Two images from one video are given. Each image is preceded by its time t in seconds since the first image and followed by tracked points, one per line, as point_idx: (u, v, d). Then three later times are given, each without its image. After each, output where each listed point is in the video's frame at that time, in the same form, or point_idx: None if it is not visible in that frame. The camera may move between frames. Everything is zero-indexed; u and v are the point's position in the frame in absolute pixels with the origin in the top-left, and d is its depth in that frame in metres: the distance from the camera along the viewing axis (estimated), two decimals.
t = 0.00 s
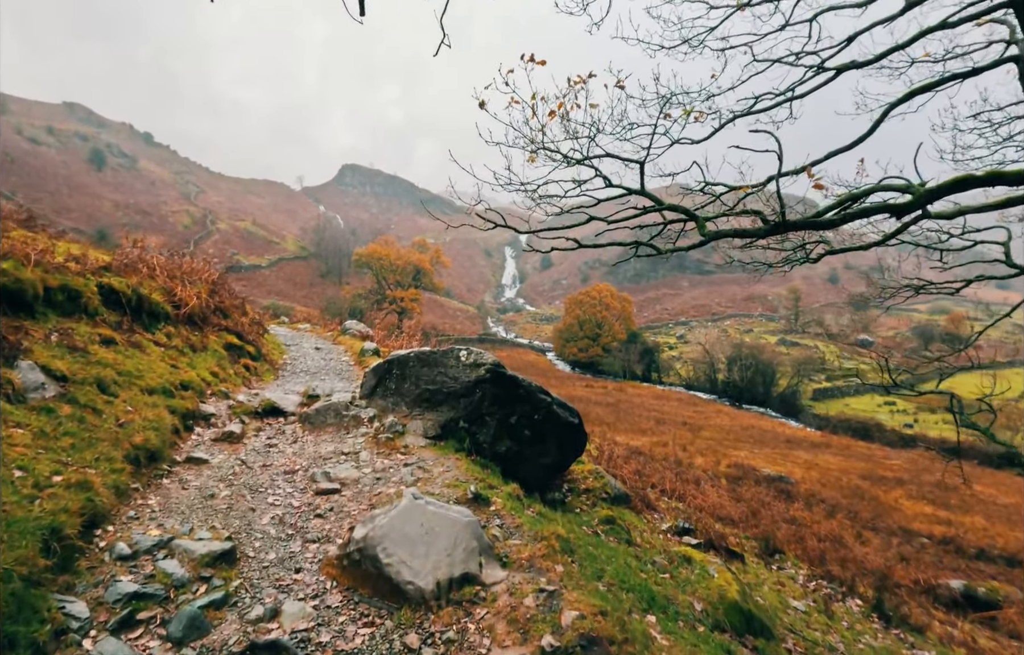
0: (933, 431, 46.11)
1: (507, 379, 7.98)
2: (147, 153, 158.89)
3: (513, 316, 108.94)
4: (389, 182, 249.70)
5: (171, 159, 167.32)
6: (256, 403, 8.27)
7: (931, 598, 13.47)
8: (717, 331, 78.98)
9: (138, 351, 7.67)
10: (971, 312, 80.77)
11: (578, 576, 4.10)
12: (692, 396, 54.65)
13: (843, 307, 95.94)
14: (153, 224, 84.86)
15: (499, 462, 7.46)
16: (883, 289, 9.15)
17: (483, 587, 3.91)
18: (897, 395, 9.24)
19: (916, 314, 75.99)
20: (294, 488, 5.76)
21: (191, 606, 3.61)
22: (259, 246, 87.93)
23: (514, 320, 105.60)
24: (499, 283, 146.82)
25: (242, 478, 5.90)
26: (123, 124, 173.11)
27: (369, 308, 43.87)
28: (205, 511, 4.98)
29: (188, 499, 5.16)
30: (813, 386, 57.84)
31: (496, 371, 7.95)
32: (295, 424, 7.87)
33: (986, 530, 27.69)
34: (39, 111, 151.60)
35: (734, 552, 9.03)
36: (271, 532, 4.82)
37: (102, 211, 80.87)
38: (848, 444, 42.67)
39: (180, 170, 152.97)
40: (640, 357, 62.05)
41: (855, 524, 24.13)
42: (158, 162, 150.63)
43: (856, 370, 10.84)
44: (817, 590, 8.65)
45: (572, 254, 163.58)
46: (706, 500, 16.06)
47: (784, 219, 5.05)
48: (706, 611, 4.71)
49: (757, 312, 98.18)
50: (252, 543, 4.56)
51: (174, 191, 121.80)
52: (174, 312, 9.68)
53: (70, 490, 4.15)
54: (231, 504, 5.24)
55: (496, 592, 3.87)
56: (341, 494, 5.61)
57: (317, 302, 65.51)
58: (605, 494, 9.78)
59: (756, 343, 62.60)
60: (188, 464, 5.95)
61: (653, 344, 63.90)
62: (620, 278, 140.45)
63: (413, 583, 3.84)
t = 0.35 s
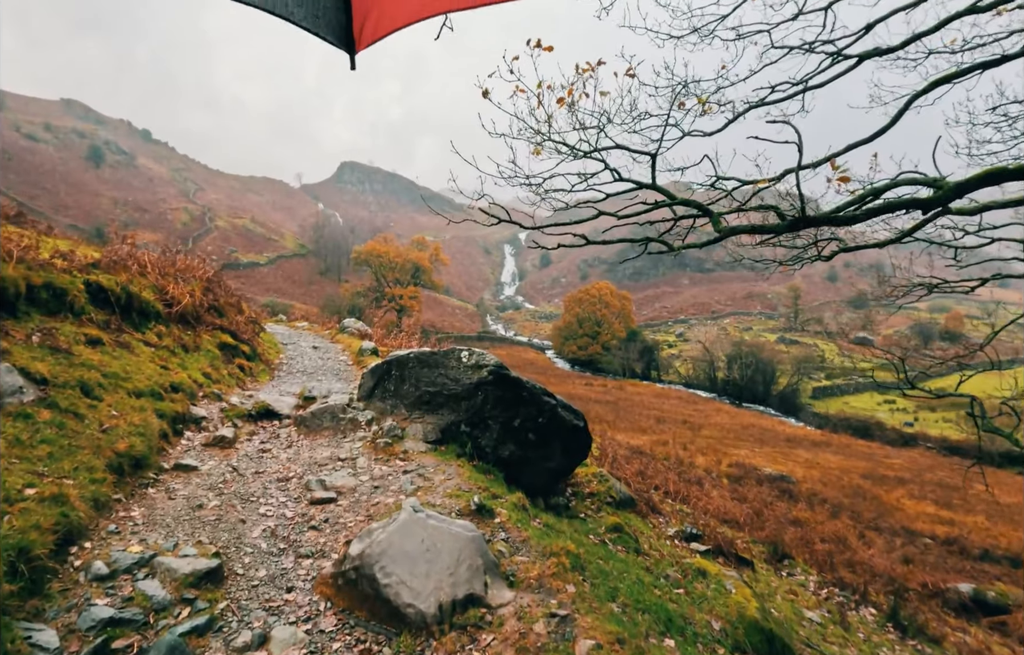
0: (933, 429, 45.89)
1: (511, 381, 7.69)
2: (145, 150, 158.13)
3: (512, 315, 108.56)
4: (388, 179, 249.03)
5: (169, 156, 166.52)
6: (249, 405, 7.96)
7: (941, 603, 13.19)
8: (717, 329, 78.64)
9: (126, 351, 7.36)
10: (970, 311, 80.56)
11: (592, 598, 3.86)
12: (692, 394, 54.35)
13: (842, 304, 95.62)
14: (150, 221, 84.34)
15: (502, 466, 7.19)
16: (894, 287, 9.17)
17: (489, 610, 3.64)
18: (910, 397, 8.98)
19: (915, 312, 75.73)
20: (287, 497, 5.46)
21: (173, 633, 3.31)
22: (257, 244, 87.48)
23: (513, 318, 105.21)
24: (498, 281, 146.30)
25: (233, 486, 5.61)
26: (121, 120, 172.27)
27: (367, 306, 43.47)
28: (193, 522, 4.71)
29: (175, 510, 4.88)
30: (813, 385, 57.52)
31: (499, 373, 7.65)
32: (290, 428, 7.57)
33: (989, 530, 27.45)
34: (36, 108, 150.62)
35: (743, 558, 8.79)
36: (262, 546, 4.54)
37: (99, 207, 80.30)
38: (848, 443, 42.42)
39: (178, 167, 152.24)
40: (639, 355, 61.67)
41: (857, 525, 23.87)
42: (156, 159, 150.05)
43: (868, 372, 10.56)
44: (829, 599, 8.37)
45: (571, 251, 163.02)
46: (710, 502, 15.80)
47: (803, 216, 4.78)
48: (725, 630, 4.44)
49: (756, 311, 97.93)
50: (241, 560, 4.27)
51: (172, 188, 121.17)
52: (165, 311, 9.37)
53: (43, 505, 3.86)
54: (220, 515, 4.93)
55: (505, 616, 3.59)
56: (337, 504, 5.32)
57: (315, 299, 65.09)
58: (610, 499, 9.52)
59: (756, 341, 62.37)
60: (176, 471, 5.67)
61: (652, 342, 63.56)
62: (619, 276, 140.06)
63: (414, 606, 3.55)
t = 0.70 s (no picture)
0: (939, 431, 45.39)
1: (524, 386, 7.34)
2: (149, 151, 158.49)
3: (514, 315, 108.22)
4: (390, 180, 248.92)
5: (173, 157, 166.71)
6: (251, 411, 7.64)
7: (961, 613, 12.81)
8: (720, 330, 78.19)
9: (123, 355, 7.06)
10: (975, 312, 79.98)
11: (626, 630, 3.67)
12: (695, 395, 53.95)
13: (846, 306, 95.06)
14: (154, 222, 84.33)
15: (513, 476, 6.88)
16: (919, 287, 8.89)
17: (514, 644, 3.36)
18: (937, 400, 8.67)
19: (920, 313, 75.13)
20: (292, 512, 5.15)
21: None
22: (260, 244, 87.36)
23: (516, 318, 104.93)
24: (500, 281, 146.05)
25: (234, 499, 5.29)
26: (125, 122, 172.89)
27: (370, 306, 43.17)
28: (191, 540, 4.41)
29: (171, 528, 4.55)
30: (817, 386, 57.09)
31: (512, 378, 7.29)
32: (294, 435, 7.27)
33: (1000, 535, 26.99)
34: (41, 109, 150.95)
35: (765, 571, 8.46)
36: (265, 567, 4.21)
37: (103, 208, 80.27)
38: (855, 445, 41.95)
39: (181, 168, 152.36)
40: (643, 356, 61.22)
41: (868, 529, 23.47)
42: (159, 160, 150.32)
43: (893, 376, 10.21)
44: (855, 613, 8.05)
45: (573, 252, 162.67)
46: (720, 507, 15.48)
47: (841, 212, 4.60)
48: None
49: (760, 312, 97.43)
50: (242, 583, 3.95)
51: (176, 189, 121.26)
52: (165, 312, 9.06)
53: (28, 525, 3.56)
54: (220, 532, 4.60)
55: None
56: (344, 519, 5.00)
57: (317, 300, 64.86)
58: (622, 509, 9.23)
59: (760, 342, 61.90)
60: (175, 483, 5.35)
61: (656, 343, 63.09)
62: (622, 277, 139.59)
63: (431, 640, 3.21)
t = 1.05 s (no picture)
0: (949, 434, 44.77)
1: (538, 394, 7.02)
2: (154, 152, 158.87)
3: (518, 316, 107.84)
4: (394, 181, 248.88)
5: (178, 158, 166.97)
6: (254, 420, 7.35)
7: (984, 626, 12.40)
8: (725, 331, 77.66)
9: (121, 362, 6.77)
10: (983, 312, 79.10)
11: None
12: (701, 397, 53.46)
13: (852, 306, 94.31)
14: (159, 222, 84.32)
15: (527, 489, 6.55)
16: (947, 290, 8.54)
17: None
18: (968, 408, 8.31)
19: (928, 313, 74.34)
20: (296, 531, 4.83)
21: None
22: (264, 245, 87.23)
23: (519, 319, 104.55)
24: (504, 282, 145.66)
25: (234, 518, 4.98)
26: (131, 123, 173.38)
27: (374, 308, 42.79)
28: (188, 565, 4.09)
29: (166, 551, 4.24)
30: (824, 387, 56.58)
31: (526, 386, 6.99)
32: (298, 445, 6.95)
33: (1015, 540, 26.45)
34: (47, 110, 151.34)
35: (788, 586, 8.13)
36: (266, 596, 3.89)
37: (108, 208, 80.26)
38: (863, 448, 41.40)
39: (187, 169, 152.62)
40: (648, 357, 60.72)
41: (880, 534, 23.02)
42: (164, 160, 150.56)
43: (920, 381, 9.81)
44: (884, 634, 7.69)
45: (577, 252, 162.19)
46: (732, 513, 15.10)
47: (884, 211, 4.32)
48: None
49: (765, 312, 96.77)
50: (241, 616, 3.62)
51: (181, 189, 121.35)
52: (166, 315, 8.76)
53: (5, 556, 3.25)
54: (218, 556, 4.28)
55: None
56: (352, 540, 4.68)
57: (320, 300, 64.64)
58: (638, 520, 8.91)
59: (766, 343, 61.35)
60: (172, 499, 5.03)
61: (661, 344, 62.53)
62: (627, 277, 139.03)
63: None
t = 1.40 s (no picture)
0: (957, 435, 44.18)
1: (550, 397, 6.64)
2: (159, 152, 159.14)
3: (522, 315, 107.46)
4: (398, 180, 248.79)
5: (182, 158, 167.18)
6: (250, 423, 6.99)
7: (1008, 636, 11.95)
8: (730, 331, 77.14)
9: (109, 362, 6.41)
10: (990, 313, 78.29)
11: None
12: (706, 397, 52.98)
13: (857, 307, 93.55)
14: (164, 222, 84.31)
15: (538, 497, 6.19)
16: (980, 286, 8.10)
17: None
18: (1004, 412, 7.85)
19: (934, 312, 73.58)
20: (292, 545, 4.46)
21: None
22: (267, 244, 87.07)
23: (523, 318, 104.09)
24: (507, 281, 145.14)
25: (224, 531, 4.61)
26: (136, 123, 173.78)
27: (378, 307, 42.45)
28: (171, 585, 3.74)
29: (147, 568, 3.88)
30: (829, 387, 55.94)
31: (536, 388, 6.61)
32: (296, 451, 6.58)
33: None
34: (53, 110, 151.78)
35: (811, 599, 7.75)
36: (256, 620, 3.53)
37: (113, 207, 80.30)
38: (871, 449, 40.88)
39: (192, 168, 152.89)
40: (652, 357, 60.25)
41: (891, 538, 22.56)
42: (168, 160, 150.76)
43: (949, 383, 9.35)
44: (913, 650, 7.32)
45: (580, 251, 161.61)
46: (744, 518, 14.69)
47: (932, 198, 3.95)
48: None
49: (769, 312, 96.18)
50: (227, 645, 3.26)
51: (185, 189, 121.44)
52: (160, 313, 8.43)
53: None
54: (206, 575, 3.92)
55: None
56: (351, 556, 4.30)
57: (324, 299, 64.43)
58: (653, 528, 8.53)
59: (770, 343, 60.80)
60: (159, 511, 4.67)
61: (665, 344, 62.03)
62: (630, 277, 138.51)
63: None
